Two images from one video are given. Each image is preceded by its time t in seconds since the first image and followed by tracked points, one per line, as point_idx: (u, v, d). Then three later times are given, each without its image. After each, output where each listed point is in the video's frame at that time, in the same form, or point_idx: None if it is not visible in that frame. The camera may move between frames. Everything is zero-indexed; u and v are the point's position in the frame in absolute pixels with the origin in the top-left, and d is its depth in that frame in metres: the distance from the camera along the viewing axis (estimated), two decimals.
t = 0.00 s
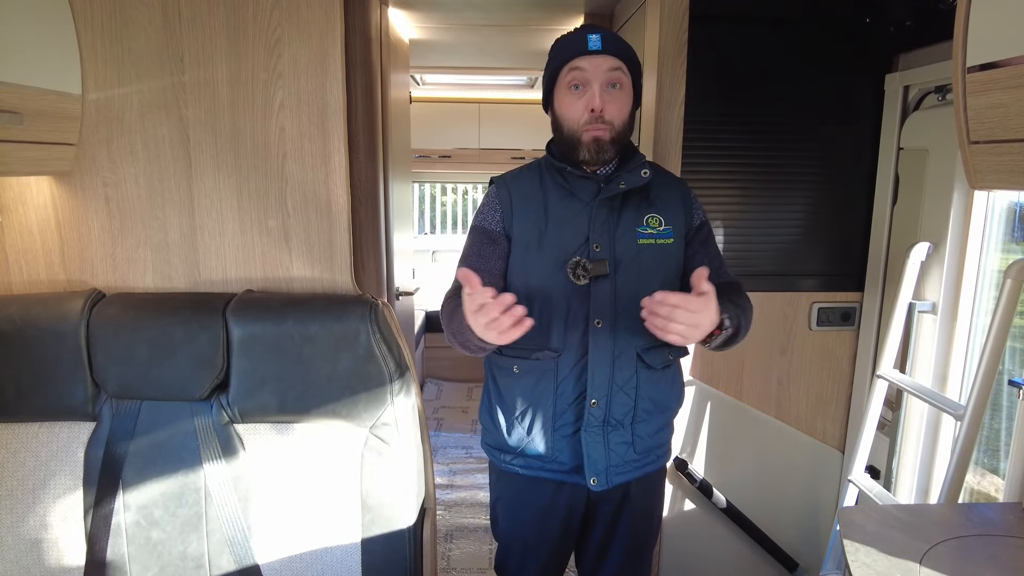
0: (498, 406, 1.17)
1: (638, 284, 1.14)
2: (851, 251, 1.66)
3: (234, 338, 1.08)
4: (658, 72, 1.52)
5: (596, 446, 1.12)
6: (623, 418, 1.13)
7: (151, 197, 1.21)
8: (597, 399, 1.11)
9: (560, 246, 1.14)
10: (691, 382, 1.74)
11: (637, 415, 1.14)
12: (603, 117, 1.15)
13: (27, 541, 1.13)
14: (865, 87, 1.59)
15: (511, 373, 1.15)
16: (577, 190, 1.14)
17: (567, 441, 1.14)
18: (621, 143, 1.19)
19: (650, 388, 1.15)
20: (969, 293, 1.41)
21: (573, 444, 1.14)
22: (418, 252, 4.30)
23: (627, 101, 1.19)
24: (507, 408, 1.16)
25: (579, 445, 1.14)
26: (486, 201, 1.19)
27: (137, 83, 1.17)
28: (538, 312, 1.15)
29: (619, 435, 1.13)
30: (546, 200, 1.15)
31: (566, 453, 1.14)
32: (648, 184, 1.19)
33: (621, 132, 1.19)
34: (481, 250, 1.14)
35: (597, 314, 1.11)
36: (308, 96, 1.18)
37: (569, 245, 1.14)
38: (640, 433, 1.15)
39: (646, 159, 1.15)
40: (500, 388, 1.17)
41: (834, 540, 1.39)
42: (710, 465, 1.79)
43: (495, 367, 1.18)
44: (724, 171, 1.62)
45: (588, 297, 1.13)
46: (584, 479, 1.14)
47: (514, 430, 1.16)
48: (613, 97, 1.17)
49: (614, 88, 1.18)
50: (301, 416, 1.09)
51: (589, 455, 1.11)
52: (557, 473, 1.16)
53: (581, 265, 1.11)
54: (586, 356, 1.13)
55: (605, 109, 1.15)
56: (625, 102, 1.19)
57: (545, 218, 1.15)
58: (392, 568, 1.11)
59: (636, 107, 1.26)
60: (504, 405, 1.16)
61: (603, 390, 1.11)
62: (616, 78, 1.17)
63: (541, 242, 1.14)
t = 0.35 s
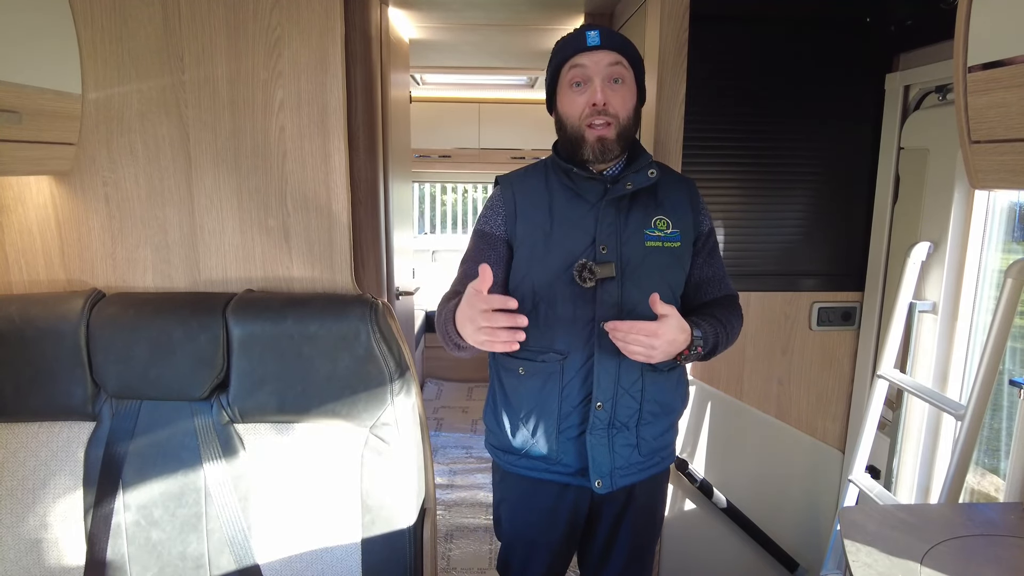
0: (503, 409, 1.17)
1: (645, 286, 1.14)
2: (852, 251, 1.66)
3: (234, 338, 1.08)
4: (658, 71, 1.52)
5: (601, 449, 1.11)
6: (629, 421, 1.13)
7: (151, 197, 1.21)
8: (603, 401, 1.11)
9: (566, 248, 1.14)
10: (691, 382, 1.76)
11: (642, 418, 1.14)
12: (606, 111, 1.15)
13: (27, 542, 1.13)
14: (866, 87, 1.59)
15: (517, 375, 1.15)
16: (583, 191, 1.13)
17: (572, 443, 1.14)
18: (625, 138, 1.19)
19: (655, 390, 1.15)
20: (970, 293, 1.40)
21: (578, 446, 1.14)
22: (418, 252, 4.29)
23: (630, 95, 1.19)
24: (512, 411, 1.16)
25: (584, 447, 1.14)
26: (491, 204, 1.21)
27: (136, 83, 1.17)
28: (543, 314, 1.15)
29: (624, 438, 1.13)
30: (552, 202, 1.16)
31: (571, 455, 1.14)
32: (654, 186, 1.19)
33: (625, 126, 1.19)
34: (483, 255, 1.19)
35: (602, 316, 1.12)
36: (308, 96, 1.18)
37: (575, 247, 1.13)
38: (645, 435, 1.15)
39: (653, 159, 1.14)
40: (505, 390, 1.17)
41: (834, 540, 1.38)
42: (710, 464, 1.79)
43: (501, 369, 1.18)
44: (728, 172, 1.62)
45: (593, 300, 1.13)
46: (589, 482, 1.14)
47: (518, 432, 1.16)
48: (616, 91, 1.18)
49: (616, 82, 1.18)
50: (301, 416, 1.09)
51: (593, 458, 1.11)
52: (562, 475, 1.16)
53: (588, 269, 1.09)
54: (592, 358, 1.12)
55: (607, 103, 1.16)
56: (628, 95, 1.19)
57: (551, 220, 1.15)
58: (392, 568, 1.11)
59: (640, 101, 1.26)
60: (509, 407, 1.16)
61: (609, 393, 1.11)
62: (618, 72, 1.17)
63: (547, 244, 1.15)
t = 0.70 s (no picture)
0: (501, 408, 1.17)
1: (641, 286, 1.14)
2: (852, 250, 1.66)
3: (234, 337, 1.07)
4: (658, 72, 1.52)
5: (596, 449, 1.11)
6: (625, 422, 1.13)
7: (150, 196, 1.20)
8: (598, 401, 1.11)
9: (563, 247, 1.14)
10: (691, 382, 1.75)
11: (639, 419, 1.14)
12: (604, 109, 1.15)
13: (26, 542, 1.13)
14: (866, 86, 1.59)
15: (514, 373, 1.16)
16: (582, 190, 1.14)
17: (567, 443, 1.14)
18: (624, 138, 1.18)
19: (652, 391, 1.14)
20: (970, 293, 1.40)
21: (574, 446, 1.14)
22: (418, 252, 4.29)
23: (630, 94, 1.18)
24: (509, 409, 1.17)
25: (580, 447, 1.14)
26: (492, 205, 1.21)
27: (135, 82, 1.16)
28: (540, 314, 1.15)
29: (620, 439, 1.12)
30: (551, 202, 1.16)
31: (566, 455, 1.14)
32: (655, 185, 1.18)
33: (625, 126, 1.18)
34: (482, 256, 1.19)
35: (599, 316, 1.11)
36: (308, 95, 1.18)
37: (572, 247, 1.14)
38: (641, 436, 1.14)
39: (652, 158, 1.14)
40: (504, 389, 1.18)
41: (834, 541, 1.38)
42: (710, 465, 1.79)
43: (500, 368, 1.19)
44: (728, 172, 1.61)
45: (590, 299, 1.13)
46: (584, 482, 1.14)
47: (515, 430, 1.16)
48: (616, 89, 1.17)
49: (617, 81, 1.17)
50: (301, 415, 1.09)
51: (588, 458, 1.11)
52: (557, 475, 1.15)
53: (584, 268, 1.10)
54: (587, 358, 1.12)
55: (606, 101, 1.15)
56: (629, 95, 1.18)
57: (549, 219, 1.16)
58: (391, 568, 1.11)
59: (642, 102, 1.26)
60: (507, 406, 1.17)
61: (604, 393, 1.11)
62: (618, 70, 1.17)
63: (545, 244, 1.15)
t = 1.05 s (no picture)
0: (493, 404, 1.17)
1: (632, 283, 1.14)
2: (853, 250, 1.65)
3: (234, 337, 1.07)
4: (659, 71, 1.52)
5: (585, 446, 1.11)
6: (615, 420, 1.13)
7: (150, 196, 1.20)
8: (587, 398, 1.10)
9: (556, 243, 1.14)
10: (691, 381, 1.77)
11: (629, 417, 1.13)
12: (592, 101, 1.15)
13: (25, 541, 1.13)
14: (866, 85, 1.59)
15: (505, 368, 1.16)
16: (576, 187, 1.14)
17: (556, 439, 1.14)
18: (611, 134, 1.16)
19: (644, 390, 1.14)
20: (971, 293, 1.40)
21: (562, 442, 1.14)
22: (418, 252, 4.29)
23: (623, 90, 1.17)
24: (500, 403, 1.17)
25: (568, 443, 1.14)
26: (488, 197, 1.21)
27: (135, 81, 1.16)
28: (531, 308, 1.15)
29: (609, 436, 1.12)
30: (545, 198, 1.16)
31: (554, 451, 1.14)
32: (650, 183, 1.19)
33: (613, 121, 1.16)
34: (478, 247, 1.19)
35: (589, 312, 1.11)
36: (308, 94, 1.17)
37: (565, 243, 1.14)
38: (632, 435, 1.14)
39: (647, 157, 1.15)
40: (496, 385, 1.18)
41: (835, 541, 1.38)
42: (710, 464, 1.80)
43: (493, 363, 1.19)
44: (725, 168, 1.61)
45: (581, 296, 1.12)
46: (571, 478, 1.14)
47: (506, 426, 1.16)
48: (609, 84, 1.16)
49: (611, 76, 1.17)
50: (301, 415, 1.09)
51: (576, 454, 1.11)
52: (546, 471, 1.16)
53: (573, 264, 1.09)
54: (576, 355, 1.12)
55: (596, 93, 1.15)
56: (621, 92, 1.17)
57: (542, 215, 1.15)
58: (391, 569, 1.11)
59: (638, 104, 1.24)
60: (498, 401, 1.17)
61: (594, 390, 1.11)
62: (613, 66, 1.17)
63: (537, 239, 1.15)
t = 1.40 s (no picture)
0: (488, 400, 1.17)
1: (624, 281, 1.14)
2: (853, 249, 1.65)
3: (234, 337, 1.07)
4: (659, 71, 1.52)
5: (578, 441, 1.11)
6: (608, 416, 1.13)
7: (150, 195, 1.20)
8: (580, 393, 1.11)
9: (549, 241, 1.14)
10: (691, 381, 1.83)
11: (622, 413, 1.13)
12: (586, 117, 1.14)
13: (25, 541, 1.13)
14: (866, 85, 1.58)
15: (499, 365, 1.16)
16: (570, 186, 1.14)
17: (550, 435, 1.14)
18: (603, 148, 1.16)
19: (636, 387, 1.14)
20: (972, 293, 1.40)
21: (555, 439, 1.14)
22: (419, 252, 4.29)
23: (615, 106, 1.17)
24: (494, 400, 1.17)
25: (561, 439, 1.14)
26: (482, 196, 1.21)
27: (135, 81, 1.16)
28: (524, 305, 1.15)
29: (602, 432, 1.13)
30: (539, 196, 1.16)
31: (548, 447, 1.14)
32: (642, 183, 1.19)
33: (605, 136, 1.17)
34: (473, 242, 1.18)
35: (582, 309, 1.11)
36: (308, 94, 1.17)
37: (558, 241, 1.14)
38: (625, 431, 1.14)
39: (638, 158, 1.14)
40: (490, 381, 1.18)
41: (835, 541, 1.38)
42: (710, 464, 1.84)
43: (486, 361, 1.19)
44: (722, 167, 1.61)
45: (574, 293, 1.13)
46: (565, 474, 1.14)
47: (500, 423, 1.16)
48: (601, 100, 1.16)
49: (603, 91, 1.17)
50: (301, 415, 1.09)
51: (570, 449, 1.11)
52: (540, 467, 1.16)
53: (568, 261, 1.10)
54: (569, 351, 1.12)
55: (588, 110, 1.15)
56: (614, 106, 1.17)
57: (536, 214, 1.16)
58: (391, 569, 1.11)
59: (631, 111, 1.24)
60: (493, 398, 1.17)
61: (587, 385, 1.11)
62: (605, 81, 1.16)
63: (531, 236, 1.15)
